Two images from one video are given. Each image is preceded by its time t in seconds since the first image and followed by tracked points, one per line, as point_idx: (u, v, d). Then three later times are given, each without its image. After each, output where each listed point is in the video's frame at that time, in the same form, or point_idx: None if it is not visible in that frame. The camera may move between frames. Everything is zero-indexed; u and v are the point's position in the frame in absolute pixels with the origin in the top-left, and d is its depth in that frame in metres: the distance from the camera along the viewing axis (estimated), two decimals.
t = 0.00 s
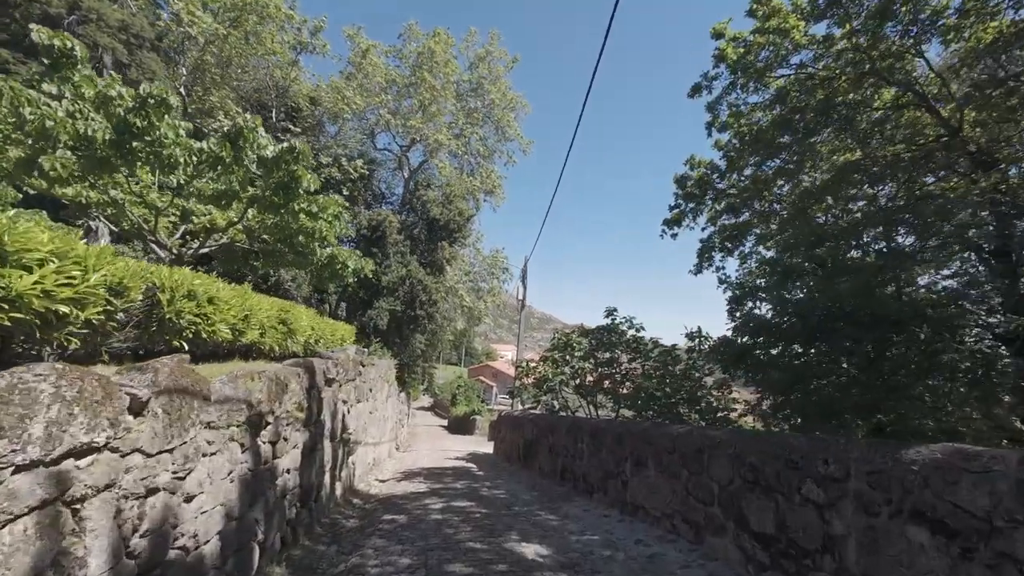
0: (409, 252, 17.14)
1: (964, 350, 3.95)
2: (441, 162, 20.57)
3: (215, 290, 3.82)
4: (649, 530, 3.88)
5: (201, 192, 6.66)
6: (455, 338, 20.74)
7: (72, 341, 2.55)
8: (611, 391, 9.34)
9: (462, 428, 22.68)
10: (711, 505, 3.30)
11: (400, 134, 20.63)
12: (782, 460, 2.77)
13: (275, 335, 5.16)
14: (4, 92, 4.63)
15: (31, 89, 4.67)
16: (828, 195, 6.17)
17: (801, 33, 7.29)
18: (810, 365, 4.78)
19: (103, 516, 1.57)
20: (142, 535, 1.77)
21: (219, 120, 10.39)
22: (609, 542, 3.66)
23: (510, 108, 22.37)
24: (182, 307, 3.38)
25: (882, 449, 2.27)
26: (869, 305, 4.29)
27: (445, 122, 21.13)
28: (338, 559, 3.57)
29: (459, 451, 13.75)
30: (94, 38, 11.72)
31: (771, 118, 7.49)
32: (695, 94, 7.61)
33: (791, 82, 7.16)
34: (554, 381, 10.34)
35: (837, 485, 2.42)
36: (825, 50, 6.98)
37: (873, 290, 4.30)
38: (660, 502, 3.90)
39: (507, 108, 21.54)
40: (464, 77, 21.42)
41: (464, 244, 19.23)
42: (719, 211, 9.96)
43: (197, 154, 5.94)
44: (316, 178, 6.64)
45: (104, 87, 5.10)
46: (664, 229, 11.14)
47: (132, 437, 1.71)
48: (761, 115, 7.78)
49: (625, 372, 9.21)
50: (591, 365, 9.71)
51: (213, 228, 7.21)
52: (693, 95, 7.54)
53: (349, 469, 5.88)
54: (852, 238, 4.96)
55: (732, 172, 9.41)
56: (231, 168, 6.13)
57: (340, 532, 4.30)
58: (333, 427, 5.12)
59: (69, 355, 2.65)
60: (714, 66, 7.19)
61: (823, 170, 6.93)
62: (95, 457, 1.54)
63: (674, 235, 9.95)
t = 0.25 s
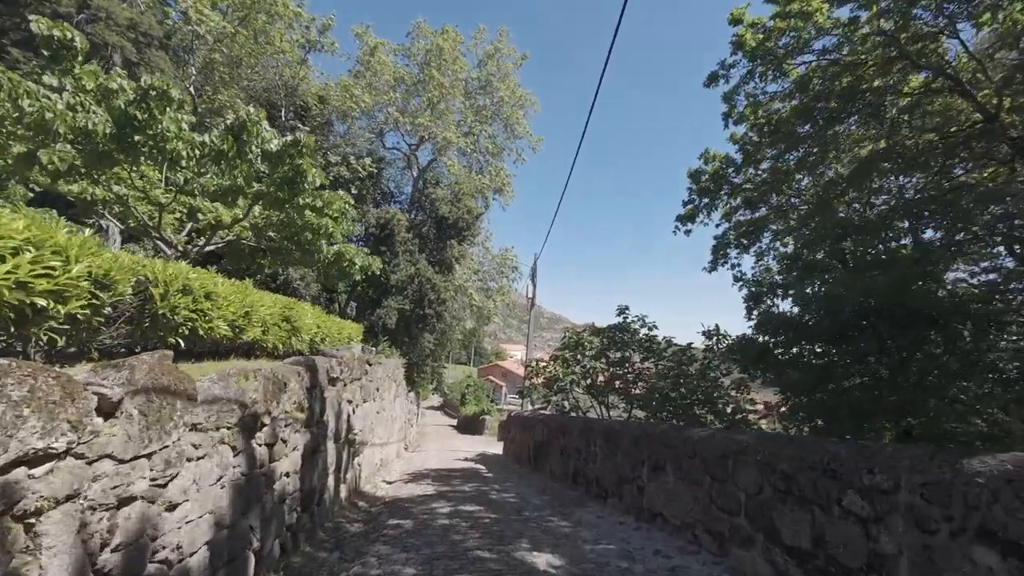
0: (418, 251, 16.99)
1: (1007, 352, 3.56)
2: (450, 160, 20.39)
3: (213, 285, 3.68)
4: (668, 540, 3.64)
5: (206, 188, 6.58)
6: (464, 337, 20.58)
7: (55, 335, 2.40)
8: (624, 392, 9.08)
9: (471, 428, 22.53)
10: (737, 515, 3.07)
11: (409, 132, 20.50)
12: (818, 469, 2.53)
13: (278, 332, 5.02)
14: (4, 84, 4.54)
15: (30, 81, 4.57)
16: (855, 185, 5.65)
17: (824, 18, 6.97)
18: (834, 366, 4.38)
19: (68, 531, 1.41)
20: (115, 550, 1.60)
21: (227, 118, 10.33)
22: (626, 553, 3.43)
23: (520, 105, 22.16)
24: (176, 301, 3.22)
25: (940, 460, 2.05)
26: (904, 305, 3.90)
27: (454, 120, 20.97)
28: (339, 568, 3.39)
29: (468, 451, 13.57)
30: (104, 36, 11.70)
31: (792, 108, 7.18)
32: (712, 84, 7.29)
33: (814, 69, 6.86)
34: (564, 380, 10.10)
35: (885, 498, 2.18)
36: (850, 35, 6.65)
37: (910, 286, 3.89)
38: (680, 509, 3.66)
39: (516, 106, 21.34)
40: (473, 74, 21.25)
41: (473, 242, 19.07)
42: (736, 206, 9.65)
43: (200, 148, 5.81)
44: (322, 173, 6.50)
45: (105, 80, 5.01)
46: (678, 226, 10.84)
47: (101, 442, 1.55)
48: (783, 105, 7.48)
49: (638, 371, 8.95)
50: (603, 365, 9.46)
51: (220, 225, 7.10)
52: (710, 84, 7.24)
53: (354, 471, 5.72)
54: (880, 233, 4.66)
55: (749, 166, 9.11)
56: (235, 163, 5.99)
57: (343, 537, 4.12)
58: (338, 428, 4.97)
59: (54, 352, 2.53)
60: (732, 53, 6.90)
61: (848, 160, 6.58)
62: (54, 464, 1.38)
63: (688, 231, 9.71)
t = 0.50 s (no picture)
0: (425, 248, 16.87)
1: None
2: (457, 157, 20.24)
3: (212, 277, 3.56)
4: (689, 545, 3.44)
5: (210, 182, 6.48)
6: (473, 335, 20.42)
7: (38, 327, 2.26)
8: (636, 390, 8.84)
9: (480, 426, 22.39)
10: (765, 521, 2.86)
11: (416, 129, 20.38)
12: (857, 472, 2.33)
13: (281, 328, 4.89)
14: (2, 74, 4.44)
15: (28, 70, 4.46)
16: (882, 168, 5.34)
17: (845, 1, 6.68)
18: (857, 361, 4.12)
19: (24, 542, 1.25)
20: (84, 561, 1.44)
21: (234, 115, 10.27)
22: (643, 560, 3.24)
23: (527, 101, 21.95)
24: (171, 292, 3.08)
25: (1007, 467, 1.85)
26: (936, 294, 3.65)
27: (461, 116, 20.81)
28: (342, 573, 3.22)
29: (476, 450, 13.42)
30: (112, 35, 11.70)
31: (812, 95, 6.90)
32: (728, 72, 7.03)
33: (835, 54, 6.58)
34: (575, 379, 9.89)
35: (938, 506, 1.97)
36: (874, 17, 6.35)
37: (943, 275, 3.62)
38: (700, 514, 3.46)
39: (523, 102, 21.13)
40: (480, 71, 21.09)
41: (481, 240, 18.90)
42: (751, 200, 9.37)
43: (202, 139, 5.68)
44: (327, 165, 6.36)
45: (106, 71, 4.91)
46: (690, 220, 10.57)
47: (66, 441, 1.39)
48: (803, 92, 7.19)
49: (651, 369, 8.71)
50: (614, 363, 9.23)
51: (225, 220, 7.00)
52: (726, 72, 6.98)
53: (360, 471, 5.57)
54: (909, 226, 4.37)
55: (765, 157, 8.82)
56: (238, 156, 5.87)
57: (347, 540, 3.97)
58: (343, 426, 4.82)
59: (41, 344, 2.41)
60: (749, 38, 6.64)
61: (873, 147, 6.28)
62: (7, 466, 1.22)
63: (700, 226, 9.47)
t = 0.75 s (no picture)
0: (432, 245, 16.72)
1: None
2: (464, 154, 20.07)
3: (208, 269, 3.40)
4: (711, 553, 3.22)
5: (212, 175, 6.37)
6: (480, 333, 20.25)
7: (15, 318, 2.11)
8: (647, 388, 8.60)
9: (488, 425, 22.23)
10: (797, 528, 2.64)
11: (422, 126, 20.22)
12: (907, 478, 2.10)
13: (283, 323, 4.74)
14: None
15: (22, 59, 4.34)
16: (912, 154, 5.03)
17: None
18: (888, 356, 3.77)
19: None
20: None
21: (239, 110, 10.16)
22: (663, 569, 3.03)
23: (534, 97, 21.71)
24: (163, 284, 2.93)
25: None
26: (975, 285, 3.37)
27: (468, 112, 20.62)
28: None
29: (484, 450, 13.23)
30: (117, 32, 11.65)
31: (832, 80, 6.61)
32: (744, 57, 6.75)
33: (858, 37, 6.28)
34: (584, 377, 9.66)
35: (1008, 517, 1.74)
36: None
37: (985, 264, 3.34)
38: (724, 520, 3.23)
39: (530, 97, 20.89)
40: (486, 66, 20.88)
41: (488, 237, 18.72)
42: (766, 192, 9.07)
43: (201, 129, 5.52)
44: (330, 157, 6.20)
45: (103, 60, 4.78)
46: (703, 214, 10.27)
47: (14, 443, 1.21)
48: (823, 78, 6.90)
49: (663, 367, 8.46)
50: (625, 360, 8.99)
51: (227, 215, 6.87)
52: (743, 57, 6.70)
53: (364, 471, 5.41)
54: (939, 215, 4.18)
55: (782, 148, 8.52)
56: (238, 147, 5.72)
57: (350, 543, 3.80)
58: (346, 425, 4.66)
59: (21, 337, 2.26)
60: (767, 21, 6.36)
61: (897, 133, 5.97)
62: None
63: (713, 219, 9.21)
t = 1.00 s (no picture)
0: (437, 243, 16.57)
1: None
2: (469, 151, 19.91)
3: (202, 262, 3.26)
4: (731, 562, 3.03)
5: (212, 170, 6.24)
6: (486, 332, 20.08)
7: None
8: (657, 388, 8.39)
9: (494, 425, 22.08)
10: (828, 539, 2.45)
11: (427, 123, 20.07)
12: (958, 486, 1.91)
13: (282, 320, 4.60)
14: None
15: (14, 48, 4.23)
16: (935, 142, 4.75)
17: None
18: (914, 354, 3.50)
19: None
20: None
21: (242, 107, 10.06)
22: None
23: (540, 93, 21.51)
24: (151, 277, 2.78)
25: None
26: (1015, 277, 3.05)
27: (473, 109, 20.46)
28: None
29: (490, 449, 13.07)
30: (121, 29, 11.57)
31: (851, 68, 6.36)
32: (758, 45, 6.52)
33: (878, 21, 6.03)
34: (592, 376, 9.45)
35: None
36: None
37: None
38: (745, 527, 3.04)
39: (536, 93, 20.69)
40: (491, 62, 20.70)
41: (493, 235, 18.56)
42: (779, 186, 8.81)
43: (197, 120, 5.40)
44: (331, 151, 6.05)
45: (98, 50, 4.67)
46: (713, 210, 10.01)
47: None
48: (840, 67, 6.66)
49: (673, 366, 8.24)
50: (634, 359, 8.78)
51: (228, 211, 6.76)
52: (756, 45, 6.47)
53: (367, 472, 5.26)
54: (970, 204, 3.93)
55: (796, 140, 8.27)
56: (237, 139, 5.59)
57: (350, 548, 3.64)
58: (347, 425, 4.51)
59: None
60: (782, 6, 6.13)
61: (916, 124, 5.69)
62: None
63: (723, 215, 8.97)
